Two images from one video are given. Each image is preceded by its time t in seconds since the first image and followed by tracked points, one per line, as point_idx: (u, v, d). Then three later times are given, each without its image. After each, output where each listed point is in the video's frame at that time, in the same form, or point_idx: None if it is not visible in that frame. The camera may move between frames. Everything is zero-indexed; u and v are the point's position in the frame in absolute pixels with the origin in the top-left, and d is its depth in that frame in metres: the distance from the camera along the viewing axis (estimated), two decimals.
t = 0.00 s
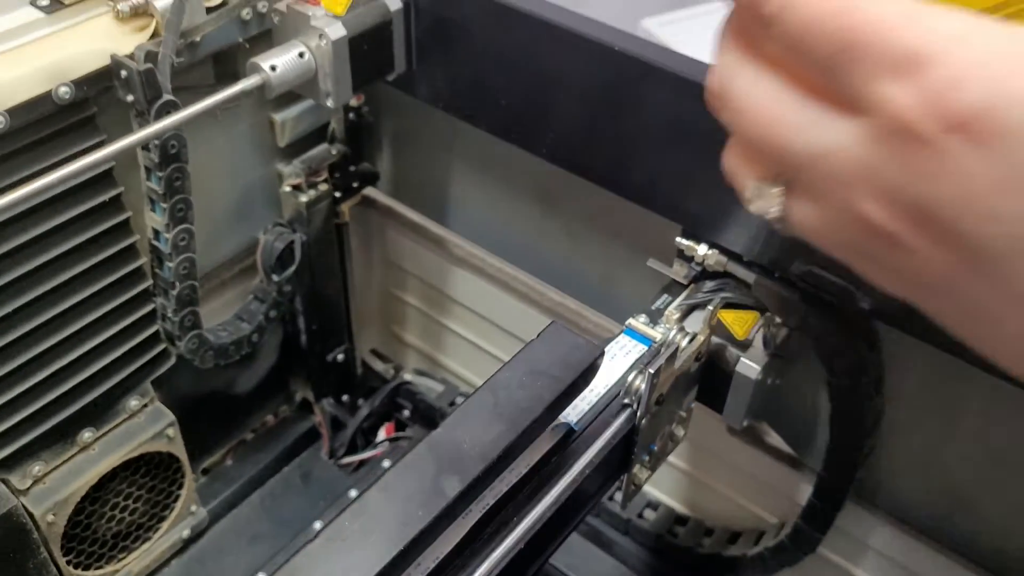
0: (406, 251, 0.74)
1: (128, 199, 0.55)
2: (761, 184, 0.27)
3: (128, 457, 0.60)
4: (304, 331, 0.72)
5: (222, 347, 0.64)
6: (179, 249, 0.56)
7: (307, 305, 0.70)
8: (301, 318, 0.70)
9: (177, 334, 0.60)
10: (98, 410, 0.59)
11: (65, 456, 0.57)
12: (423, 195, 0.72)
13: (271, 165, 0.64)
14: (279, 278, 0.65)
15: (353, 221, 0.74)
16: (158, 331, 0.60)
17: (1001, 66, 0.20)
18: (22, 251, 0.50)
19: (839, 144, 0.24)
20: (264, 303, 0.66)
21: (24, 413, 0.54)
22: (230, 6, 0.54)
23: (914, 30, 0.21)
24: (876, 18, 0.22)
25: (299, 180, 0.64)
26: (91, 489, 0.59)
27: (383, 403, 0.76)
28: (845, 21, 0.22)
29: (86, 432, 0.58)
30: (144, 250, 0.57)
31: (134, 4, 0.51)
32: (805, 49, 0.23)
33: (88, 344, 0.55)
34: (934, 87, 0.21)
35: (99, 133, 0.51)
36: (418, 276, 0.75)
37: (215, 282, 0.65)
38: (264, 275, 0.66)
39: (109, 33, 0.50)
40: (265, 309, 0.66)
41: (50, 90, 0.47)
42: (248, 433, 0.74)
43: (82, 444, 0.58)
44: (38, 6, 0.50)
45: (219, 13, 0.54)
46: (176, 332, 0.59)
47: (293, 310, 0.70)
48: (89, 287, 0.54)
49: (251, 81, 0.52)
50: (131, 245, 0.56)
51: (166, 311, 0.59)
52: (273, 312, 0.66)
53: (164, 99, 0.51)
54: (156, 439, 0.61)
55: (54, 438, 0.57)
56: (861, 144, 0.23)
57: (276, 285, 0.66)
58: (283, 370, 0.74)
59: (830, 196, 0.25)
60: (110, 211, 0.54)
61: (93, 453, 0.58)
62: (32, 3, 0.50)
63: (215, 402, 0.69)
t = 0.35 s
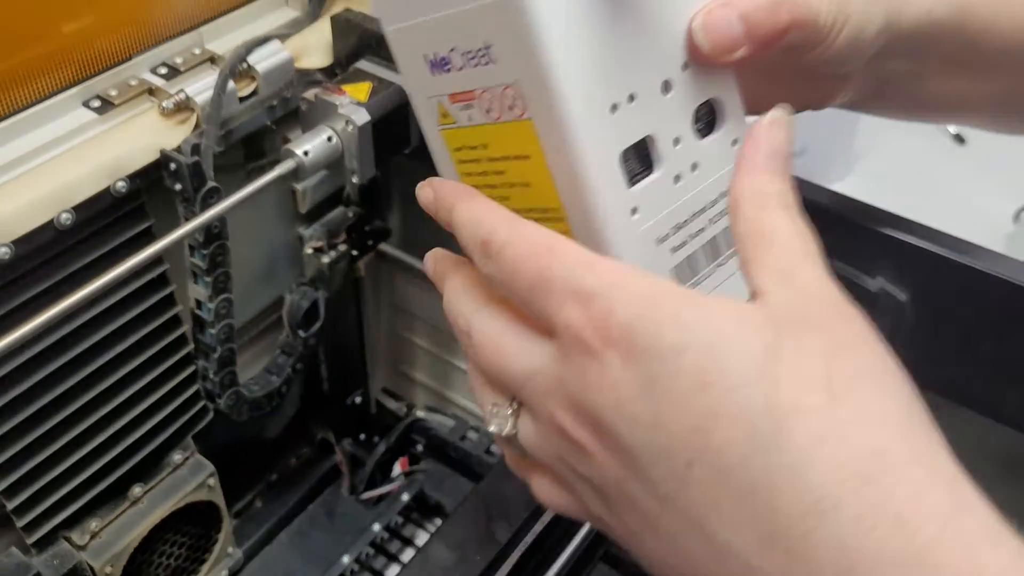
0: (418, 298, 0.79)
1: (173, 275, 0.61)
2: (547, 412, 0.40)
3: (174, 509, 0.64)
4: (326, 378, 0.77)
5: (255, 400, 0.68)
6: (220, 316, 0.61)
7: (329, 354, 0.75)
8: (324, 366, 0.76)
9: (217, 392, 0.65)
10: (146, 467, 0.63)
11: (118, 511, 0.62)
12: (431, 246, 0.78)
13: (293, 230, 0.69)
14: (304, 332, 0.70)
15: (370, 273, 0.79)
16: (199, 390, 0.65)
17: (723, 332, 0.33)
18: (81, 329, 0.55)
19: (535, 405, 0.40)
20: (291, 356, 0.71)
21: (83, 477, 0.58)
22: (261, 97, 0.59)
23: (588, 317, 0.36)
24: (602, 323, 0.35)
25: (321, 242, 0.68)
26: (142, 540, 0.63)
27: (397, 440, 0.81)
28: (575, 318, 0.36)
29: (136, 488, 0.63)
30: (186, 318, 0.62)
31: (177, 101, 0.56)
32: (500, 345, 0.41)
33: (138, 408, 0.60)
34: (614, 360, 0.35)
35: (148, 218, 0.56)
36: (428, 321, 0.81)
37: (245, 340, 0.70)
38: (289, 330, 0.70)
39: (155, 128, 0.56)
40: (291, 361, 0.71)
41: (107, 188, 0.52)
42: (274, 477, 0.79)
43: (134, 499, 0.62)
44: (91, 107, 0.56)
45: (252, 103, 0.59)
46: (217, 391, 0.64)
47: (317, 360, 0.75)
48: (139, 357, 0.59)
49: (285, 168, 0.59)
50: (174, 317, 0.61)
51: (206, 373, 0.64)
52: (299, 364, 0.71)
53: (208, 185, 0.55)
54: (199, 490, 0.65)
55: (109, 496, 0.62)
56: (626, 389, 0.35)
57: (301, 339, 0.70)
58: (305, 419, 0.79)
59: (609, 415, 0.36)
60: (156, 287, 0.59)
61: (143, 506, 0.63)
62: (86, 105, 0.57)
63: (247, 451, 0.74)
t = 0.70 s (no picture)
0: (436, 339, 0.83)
1: (214, 325, 0.66)
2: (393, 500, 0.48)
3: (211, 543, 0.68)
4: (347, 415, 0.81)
5: (284, 438, 0.72)
6: (256, 362, 0.66)
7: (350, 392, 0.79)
8: (346, 405, 0.81)
9: (253, 431, 0.70)
10: (186, 503, 0.68)
11: (160, 545, 0.66)
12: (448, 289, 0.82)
13: (321, 276, 0.74)
14: (328, 374, 0.74)
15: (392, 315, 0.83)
16: (234, 431, 0.70)
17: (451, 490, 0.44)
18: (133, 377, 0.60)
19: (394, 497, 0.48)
20: (317, 396, 0.74)
21: (132, 514, 0.63)
22: (297, 158, 0.65)
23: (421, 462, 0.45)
24: (439, 460, 0.45)
25: (345, 290, 0.74)
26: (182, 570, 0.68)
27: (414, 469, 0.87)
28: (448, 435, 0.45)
29: (177, 523, 0.67)
30: (224, 365, 0.67)
31: (220, 166, 0.62)
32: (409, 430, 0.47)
33: (181, 450, 0.65)
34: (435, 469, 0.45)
35: (191, 275, 0.62)
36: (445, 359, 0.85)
37: (276, 381, 0.75)
38: (315, 372, 0.74)
39: (202, 191, 0.61)
40: (318, 401, 0.74)
41: (158, 250, 0.57)
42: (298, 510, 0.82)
43: (175, 532, 0.67)
44: (142, 174, 0.62)
45: (286, 165, 0.64)
46: (253, 429, 0.69)
47: (341, 398, 0.79)
48: (183, 402, 0.64)
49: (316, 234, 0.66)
50: (213, 364, 0.65)
51: (243, 416, 0.69)
52: (325, 403, 0.75)
53: (248, 246, 0.61)
54: (233, 524, 0.69)
55: (153, 530, 0.66)
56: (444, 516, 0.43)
57: (327, 380, 0.74)
58: (328, 454, 0.84)
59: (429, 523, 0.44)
60: (199, 337, 0.63)
61: (182, 540, 0.67)
62: (137, 172, 0.62)
63: (274, 485, 0.78)
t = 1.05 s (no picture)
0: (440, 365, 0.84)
1: (222, 352, 0.67)
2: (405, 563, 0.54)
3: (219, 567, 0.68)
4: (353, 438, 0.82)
5: (291, 462, 0.73)
6: (264, 389, 0.67)
7: (357, 418, 0.81)
8: (353, 428, 0.82)
9: (261, 456, 0.71)
10: (194, 527, 0.69)
11: (168, 568, 0.67)
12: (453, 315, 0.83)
13: (327, 302, 0.75)
14: (336, 400, 0.75)
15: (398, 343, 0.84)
16: (242, 455, 0.70)
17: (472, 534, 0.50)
18: (144, 404, 0.60)
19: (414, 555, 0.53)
20: (324, 421, 0.75)
21: (141, 539, 0.63)
22: (303, 187, 0.66)
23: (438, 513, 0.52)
24: (454, 516, 0.51)
25: (351, 315, 0.75)
26: None
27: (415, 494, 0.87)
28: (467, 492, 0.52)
29: (185, 547, 0.68)
30: (232, 391, 0.68)
31: (229, 197, 0.63)
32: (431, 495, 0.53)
33: (190, 473, 0.66)
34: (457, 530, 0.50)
35: (201, 304, 0.63)
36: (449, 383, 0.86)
37: (283, 405, 0.75)
38: (322, 398, 0.75)
39: (211, 220, 0.62)
40: (324, 426, 0.75)
41: (169, 279, 0.58)
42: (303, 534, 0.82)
43: (183, 556, 0.67)
44: (152, 205, 0.64)
45: (294, 195, 0.65)
46: (261, 453, 0.70)
47: (348, 423, 0.80)
48: (192, 427, 0.65)
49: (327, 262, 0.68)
50: (223, 389, 0.67)
51: (250, 441, 0.70)
52: (332, 428, 0.76)
53: (258, 275, 0.62)
54: (240, 548, 0.69)
55: (161, 555, 0.67)
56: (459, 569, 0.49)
57: (333, 406, 0.75)
58: (335, 477, 0.84)
59: None
60: (208, 364, 0.65)
61: (190, 564, 0.67)
62: (147, 203, 0.64)
63: (283, 510, 0.78)
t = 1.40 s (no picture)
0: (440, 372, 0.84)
1: (220, 359, 0.66)
2: None
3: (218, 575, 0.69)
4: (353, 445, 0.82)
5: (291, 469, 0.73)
6: (263, 397, 0.67)
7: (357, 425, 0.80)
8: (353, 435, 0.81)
9: (261, 463, 0.70)
10: (193, 535, 0.69)
11: None
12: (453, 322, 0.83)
13: (327, 309, 0.74)
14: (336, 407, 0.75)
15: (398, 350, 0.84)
16: (242, 463, 0.70)
17: (448, 560, 0.42)
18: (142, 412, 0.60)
19: None
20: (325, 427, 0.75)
21: (138, 548, 0.63)
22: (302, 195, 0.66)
23: (405, 532, 0.42)
24: (429, 538, 0.42)
25: (351, 322, 0.74)
26: None
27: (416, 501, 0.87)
28: (450, 511, 0.43)
29: (184, 556, 0.67)
30: (231, 398, 0.68)
31: (227, 204, 0.63)
32: (392, 509, 0.43)
33: (190, 482, 0.66)
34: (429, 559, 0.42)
35: (199, 311, 0.63)
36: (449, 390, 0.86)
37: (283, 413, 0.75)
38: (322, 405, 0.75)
39: (210, 228, 0.62)
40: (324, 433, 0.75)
41: (167, 287, 0.58)
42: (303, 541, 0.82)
43: (182, 565, 0.67)
44: (151, 212, 0.64)
45: (292, 201, 0.65)
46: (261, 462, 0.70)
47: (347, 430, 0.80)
48: (190, 435, 0.64)
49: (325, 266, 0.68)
50: (222, 397, 0.67)
51: (250, 449, 0.69)
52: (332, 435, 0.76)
53: (256, 282, 0.62)
54: (239, 557, 0.69)
55: (159, 564, 0.66)
56: None
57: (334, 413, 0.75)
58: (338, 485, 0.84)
59: None
60: (207, 371, 0.64)
61: (190, 571, 0.67)
62: (146, 210, 0.64)
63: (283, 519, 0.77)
